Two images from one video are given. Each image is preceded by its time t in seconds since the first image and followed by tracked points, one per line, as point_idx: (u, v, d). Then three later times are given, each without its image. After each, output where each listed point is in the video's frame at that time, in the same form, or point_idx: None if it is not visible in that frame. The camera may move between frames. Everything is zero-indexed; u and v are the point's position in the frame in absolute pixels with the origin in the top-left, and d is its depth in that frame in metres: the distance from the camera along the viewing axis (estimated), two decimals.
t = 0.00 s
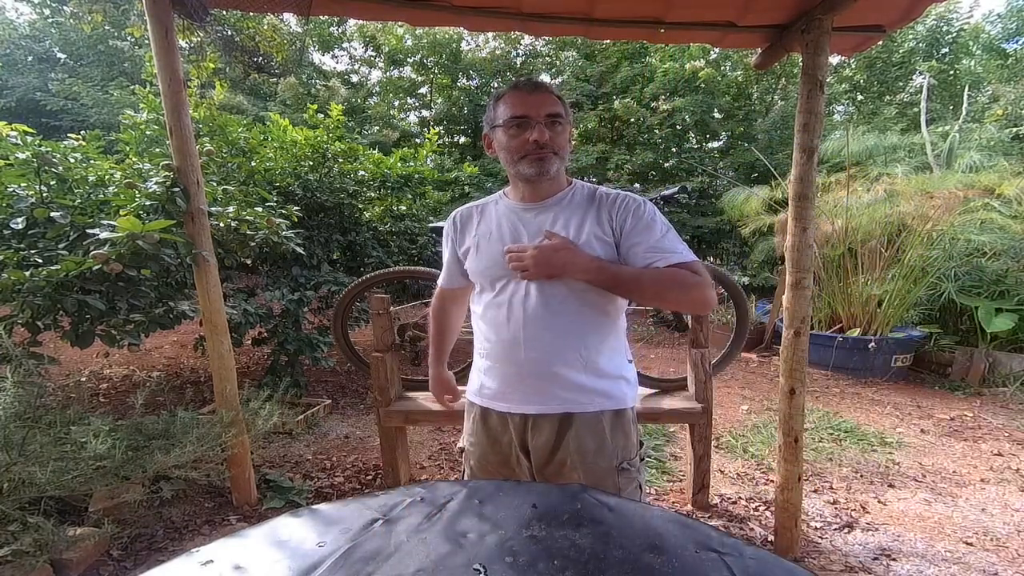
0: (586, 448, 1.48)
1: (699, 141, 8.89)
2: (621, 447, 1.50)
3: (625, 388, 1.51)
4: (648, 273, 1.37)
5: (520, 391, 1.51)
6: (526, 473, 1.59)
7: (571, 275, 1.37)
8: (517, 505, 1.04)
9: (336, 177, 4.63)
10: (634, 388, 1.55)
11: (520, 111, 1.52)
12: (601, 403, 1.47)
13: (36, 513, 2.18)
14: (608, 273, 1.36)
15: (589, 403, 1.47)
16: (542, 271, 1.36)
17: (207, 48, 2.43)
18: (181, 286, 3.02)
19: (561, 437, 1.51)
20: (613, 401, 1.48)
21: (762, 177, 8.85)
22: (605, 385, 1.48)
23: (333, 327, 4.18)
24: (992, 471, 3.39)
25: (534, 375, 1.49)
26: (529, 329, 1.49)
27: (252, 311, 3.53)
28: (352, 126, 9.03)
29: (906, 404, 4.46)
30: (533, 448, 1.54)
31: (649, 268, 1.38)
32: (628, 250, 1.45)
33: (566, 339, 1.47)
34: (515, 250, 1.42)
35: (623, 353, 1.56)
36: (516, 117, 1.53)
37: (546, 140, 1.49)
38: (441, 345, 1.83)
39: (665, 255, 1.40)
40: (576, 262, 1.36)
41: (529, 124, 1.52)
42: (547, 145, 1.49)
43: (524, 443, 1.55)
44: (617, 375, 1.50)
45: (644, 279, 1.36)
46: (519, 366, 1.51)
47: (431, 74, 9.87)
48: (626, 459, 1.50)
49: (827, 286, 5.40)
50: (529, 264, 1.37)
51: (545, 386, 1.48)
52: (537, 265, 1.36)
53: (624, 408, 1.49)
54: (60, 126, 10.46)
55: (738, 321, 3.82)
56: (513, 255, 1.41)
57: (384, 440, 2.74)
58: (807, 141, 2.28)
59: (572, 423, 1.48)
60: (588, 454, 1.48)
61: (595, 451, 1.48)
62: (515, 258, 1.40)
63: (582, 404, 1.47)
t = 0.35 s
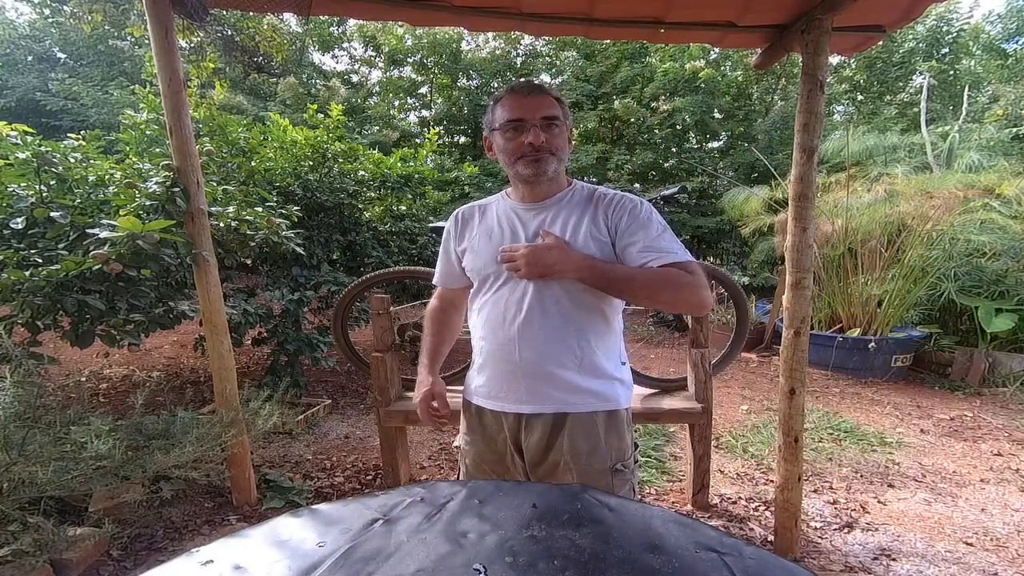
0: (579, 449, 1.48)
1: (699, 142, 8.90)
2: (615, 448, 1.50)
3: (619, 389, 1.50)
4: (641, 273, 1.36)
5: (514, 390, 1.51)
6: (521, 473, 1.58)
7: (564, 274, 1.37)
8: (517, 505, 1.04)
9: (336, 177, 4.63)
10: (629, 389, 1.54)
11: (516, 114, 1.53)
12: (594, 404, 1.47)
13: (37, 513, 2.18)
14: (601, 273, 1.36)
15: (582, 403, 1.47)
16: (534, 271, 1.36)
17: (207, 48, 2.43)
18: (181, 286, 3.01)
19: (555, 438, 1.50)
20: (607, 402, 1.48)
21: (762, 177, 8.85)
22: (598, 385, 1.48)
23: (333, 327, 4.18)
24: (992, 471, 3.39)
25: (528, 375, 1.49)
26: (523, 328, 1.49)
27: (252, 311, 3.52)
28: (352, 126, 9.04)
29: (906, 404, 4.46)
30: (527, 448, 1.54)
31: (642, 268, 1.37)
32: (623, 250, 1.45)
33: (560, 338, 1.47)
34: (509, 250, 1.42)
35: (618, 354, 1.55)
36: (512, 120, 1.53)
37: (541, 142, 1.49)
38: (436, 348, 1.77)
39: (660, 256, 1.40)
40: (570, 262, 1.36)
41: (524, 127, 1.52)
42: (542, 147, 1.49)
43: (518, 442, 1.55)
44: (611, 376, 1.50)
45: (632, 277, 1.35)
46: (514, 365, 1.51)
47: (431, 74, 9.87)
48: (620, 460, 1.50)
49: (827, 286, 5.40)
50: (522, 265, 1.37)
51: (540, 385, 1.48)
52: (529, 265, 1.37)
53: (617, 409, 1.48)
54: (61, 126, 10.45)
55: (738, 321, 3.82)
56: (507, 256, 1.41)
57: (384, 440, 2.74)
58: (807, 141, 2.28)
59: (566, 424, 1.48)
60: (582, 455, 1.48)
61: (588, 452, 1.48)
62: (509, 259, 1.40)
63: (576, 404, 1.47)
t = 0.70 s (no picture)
0: (586, 451, 1.48)
1: (699, 141, 8.89)
2: (622, 448, 1.51)
3: (624, 390, 1.52)
4: (654, 273, 1.36)
5: (519, 393, 1.51)
6: (526, 476, 1.58)
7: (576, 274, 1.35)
8: (517, 504, 1.04)
9: (336, 177, 4.63)
10: (631, 389, 1.55)
11: (484, 126, 1.55)
12: (601, 405, 1.48)
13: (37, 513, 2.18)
14: (614, 273, 1.35)
15: (590, 405, 1.47)
16: (547, 272, 1.33)
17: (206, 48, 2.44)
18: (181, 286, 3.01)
19: (562, 440, 1.51)
20: (614, 401, 1.49)
21: (762, 177, 8.85)
22: (604, 386, 1.49)
23: (333, 327, 4.18)
24: (992, 471, 3.39)
25: (535, 377, 1.49)
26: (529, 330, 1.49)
27: (252, 311, 3.52)
28: (352, 126, 9.04)
29: (907, 404, 4.46)
30: (533, 451, 1.54)
31: (655, 268, 1.37)
32: (631, 251, 1.46)
33: (567, 340, 1.47)
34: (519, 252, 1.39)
35: (621, 354, 1.57)
36: (482, 132, 1.56)
37: (503, 153, 1.50)
38: (416, 350, 1.76)
39: (670, 256, 1.40)
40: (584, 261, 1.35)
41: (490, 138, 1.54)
42: (507, 156, 1.50)
43: (523, 446, 1.55)
44: (616, 376, 1.51)
45: (643, 275, 1.35)
46: (521, 368, 1.50)
47: (431, 74, 9.87)
48: (627, 461, 1.51)
49: (827, 286, 5.40)
50: (533, 266, 1.34)
51: (547, 388, 1.48)
52: (542, 265, 1.33)
53: (624, 408, 1.50)
54: (61, 126, 10.46)
55: (738, 321, 3.82)
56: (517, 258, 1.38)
57: (384, 440, 2.74)
58: (807, 141, 2.28)
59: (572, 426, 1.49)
60: (589, 456, 1.48)
61: (596, 454, 1.48)
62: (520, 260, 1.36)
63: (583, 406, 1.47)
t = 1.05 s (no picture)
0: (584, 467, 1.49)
1: (699, 141, 8.89)
2: (620, 462, 1.52)
3: (625, 398, 1.52)
4: (680, 276, 1.35)
5: (515, 407, 1.50)
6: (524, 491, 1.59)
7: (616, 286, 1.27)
8: (517, 505, 1.04)
9: (336, 177, 4.64)
10: (633, 399, 1.55)
11: (471, 117, 1.55)
12: (601, 419, 1.48)
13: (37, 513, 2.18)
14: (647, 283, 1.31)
15: (589, 418, 1.47)
16: (588, 289, 1.22)
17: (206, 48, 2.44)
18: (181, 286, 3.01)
19: (558, 457, 1.51)
20: (614, 414, 1.49)
21: (762, 177, 8.85)
22: (603, 399, 1.48)
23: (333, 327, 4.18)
24: (992, 471, 3.39)
25: (535, 386, 1.48)
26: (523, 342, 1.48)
27: (252, 311, 3.52)
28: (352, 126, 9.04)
29: (907, 404, 4.47)
30: (529, 467, 1.54)
31: (678, 271, 1.37)
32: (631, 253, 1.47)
33: (567, 347, 1.46)
34: (545, 276, 1.24)
35: (622, 362, 1.56)
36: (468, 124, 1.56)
37: (490, 147, 1.51)
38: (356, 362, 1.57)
39: (684, 257, 1.41)
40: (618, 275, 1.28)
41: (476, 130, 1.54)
42: (495, 150, 1.50)
43: (519, 462, 1.55)
44: (617, 384, 1.51)
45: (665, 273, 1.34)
46: (520, 377, 1.49)
47: (431, 74, 9.87)
48: (625, 476, 1.52)
49: (827, 286, 5.40)
50: (573, 283, 1.22)
51: (547, 397, 1.47)
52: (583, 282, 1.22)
53: (625, 421, 1.50)
54: (61, 126, 10.46)
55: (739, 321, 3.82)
56: (546, 284, 1.23)
57: (384, 440, 2.74)
58: (807, 141, 2.29)
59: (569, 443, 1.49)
60: (587, 472, 1.49)
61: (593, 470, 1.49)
62: (554, 286, 1.22)
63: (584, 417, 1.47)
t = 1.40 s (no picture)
0: (599, 475, 1.38)
1: (699, 141, 8.89)
2: (633, 465, 1.43)
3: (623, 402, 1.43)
4: (649, 309, 1.34)
5: (514, 428, 1.33)
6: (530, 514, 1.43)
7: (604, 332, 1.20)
8: (518, 504, 1.04)
9: (336, 177, 4.63)
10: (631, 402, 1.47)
11: (448, 100, 1.33)
12: (606, 424, 1.38)
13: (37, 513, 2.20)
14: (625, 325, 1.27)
15: (595, 428, 1.36)
16: (584, 347, 1.14)
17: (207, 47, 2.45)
18: (181, 286, 3.00)
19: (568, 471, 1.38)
20: (618, 418, 1.40)
21: (762, 177, 8.84)
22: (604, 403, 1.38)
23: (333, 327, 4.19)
24: (992, 471, 3.39)
25: (537, 402, 1.33)
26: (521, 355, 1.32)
27: (252, 311, 3.52)
28: (351, 126, 9.04)
29: (907, 404, 4.47)
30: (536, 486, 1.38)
31: (648, 300, 1.36)
32: (623, 255, 1.38)
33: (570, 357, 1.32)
34: (535, 333, 1.12)
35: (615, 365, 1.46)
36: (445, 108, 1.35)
37: (470, 140, 1.32)
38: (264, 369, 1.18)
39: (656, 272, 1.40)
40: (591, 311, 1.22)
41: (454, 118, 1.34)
42: (476, 142, 1.31)
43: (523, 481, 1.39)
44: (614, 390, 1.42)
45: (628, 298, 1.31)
46: (519, 394, 1.32)
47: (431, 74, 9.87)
48: (641, 477, 1.44)
49: (827, 286, 5.40)
50: (569, 345, 1.12)
51: (551, 414, 1.33)
52: (579, 342, 1.13)
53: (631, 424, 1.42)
54: (61, 126, 10.47)
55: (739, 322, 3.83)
56: (539, 340, 1.11)
57: (385, 441, 2.74)
58: (807, 141, 2.29)
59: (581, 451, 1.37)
60: (603, 478, 1.38)
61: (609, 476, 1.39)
62: (549, 338, 1.11)
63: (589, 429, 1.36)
